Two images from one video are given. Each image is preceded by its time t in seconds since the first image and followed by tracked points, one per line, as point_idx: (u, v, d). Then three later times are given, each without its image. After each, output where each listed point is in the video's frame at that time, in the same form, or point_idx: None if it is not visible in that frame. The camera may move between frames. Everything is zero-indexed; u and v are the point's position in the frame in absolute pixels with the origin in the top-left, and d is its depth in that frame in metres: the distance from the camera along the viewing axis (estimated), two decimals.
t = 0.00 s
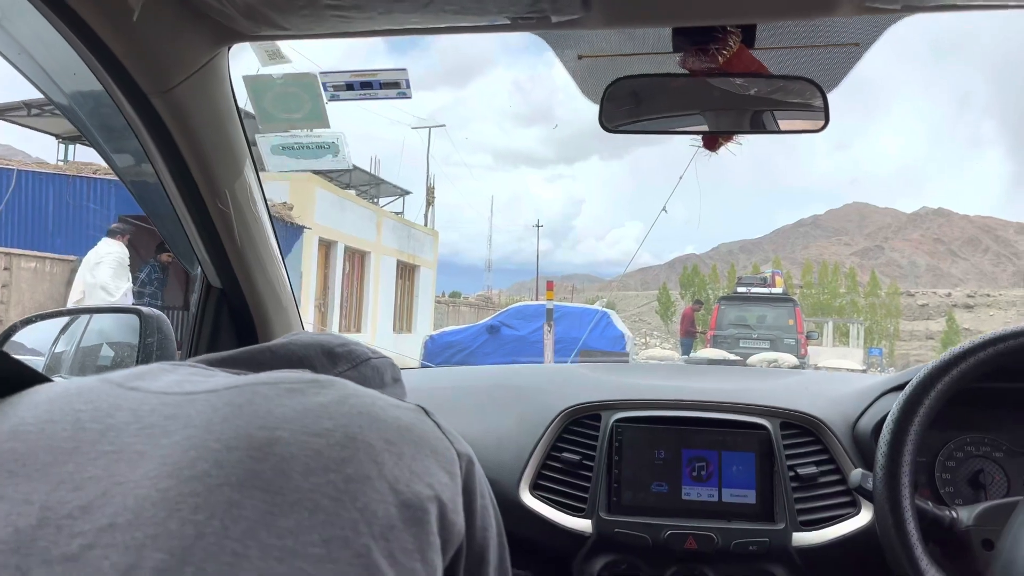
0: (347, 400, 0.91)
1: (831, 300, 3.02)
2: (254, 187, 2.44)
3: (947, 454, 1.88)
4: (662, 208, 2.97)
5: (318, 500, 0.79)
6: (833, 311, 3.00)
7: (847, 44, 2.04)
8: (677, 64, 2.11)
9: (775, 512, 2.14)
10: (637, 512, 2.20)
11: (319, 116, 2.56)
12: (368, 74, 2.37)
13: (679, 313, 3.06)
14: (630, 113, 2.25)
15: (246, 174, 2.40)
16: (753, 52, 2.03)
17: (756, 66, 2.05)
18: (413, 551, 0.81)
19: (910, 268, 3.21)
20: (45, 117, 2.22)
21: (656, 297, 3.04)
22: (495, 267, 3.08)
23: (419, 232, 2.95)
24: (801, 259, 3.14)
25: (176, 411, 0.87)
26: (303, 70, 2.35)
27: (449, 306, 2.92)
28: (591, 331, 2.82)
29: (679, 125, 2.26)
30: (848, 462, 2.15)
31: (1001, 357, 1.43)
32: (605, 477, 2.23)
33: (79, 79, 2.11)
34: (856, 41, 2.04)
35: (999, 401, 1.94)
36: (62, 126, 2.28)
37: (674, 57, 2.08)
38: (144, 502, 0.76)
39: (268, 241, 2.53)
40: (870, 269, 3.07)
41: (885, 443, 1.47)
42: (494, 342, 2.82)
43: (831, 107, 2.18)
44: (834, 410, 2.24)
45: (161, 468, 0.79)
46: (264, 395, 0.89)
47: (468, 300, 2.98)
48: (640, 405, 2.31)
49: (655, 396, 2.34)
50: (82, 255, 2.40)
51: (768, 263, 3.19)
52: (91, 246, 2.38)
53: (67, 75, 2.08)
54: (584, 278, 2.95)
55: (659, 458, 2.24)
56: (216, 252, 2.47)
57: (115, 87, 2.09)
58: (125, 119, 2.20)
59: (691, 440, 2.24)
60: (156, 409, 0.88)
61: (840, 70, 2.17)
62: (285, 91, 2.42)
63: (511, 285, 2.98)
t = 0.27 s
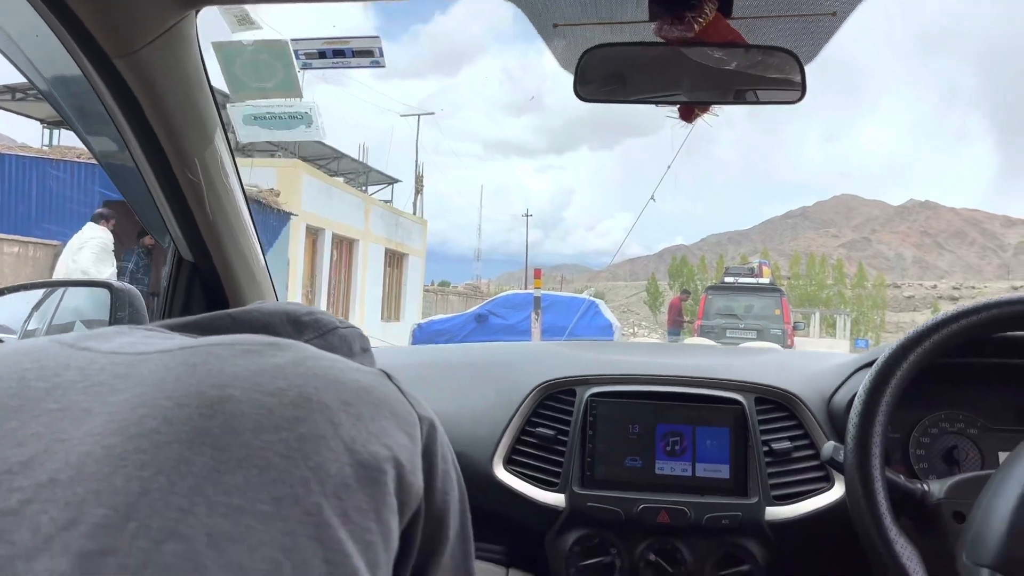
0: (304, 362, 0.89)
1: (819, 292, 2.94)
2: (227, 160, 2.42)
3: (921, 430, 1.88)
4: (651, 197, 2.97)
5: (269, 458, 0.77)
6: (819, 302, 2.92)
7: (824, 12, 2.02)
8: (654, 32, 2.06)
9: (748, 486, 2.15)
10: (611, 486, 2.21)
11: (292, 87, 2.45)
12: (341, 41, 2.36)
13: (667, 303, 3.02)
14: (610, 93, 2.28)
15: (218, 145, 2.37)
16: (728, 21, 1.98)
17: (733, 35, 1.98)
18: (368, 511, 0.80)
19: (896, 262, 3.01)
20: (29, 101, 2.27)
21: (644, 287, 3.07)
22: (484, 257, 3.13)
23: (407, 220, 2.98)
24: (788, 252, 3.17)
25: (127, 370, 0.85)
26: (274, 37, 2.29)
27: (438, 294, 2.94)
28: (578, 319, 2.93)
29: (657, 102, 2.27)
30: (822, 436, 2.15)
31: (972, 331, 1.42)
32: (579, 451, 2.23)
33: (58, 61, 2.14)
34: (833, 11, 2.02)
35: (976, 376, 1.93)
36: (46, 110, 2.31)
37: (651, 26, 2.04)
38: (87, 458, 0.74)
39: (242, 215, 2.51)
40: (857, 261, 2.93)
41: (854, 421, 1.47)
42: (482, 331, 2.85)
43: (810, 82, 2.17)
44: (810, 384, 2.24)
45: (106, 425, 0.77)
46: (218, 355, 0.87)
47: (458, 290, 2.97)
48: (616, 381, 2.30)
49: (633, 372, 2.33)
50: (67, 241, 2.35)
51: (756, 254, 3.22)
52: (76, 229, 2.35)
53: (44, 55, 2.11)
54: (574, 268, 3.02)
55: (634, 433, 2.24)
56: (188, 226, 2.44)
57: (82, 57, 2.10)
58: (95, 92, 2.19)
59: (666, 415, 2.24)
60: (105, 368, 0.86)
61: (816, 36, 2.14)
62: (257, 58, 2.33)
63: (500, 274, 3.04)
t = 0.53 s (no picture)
0: (281, 337, 0.88)
1: (803, 285, 2.99)
2: (209, 139, 2.39)
3: (898, 418, 1.90)
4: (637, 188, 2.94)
5: (245, 432, 0.77)
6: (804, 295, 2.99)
7: None
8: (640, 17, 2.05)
9: (727, 471, 2.17)
10: (590, 469, 2.22)
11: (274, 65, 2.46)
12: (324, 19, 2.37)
13: (652, 296, 3.03)
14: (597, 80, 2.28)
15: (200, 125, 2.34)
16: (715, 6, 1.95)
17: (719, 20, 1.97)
18: (344, 485, 0.80)
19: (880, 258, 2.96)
20: (11, 81, 2.22)
21: (631, 279, 3.06)
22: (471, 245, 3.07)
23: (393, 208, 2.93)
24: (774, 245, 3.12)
25: (101, 342, 0.85)
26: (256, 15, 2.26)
27: (424, 283, 2.90)
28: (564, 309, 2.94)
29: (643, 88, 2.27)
30: (800, 421, 2.16)
31: (947, 319, 1.44)
32: (559, 435, 2.24)
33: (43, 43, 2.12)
34: None
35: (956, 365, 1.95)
36: (28, 91, 2.26)
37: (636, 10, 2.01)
38: (60, 428, 0.73)
39: (224, 196, 2.50)
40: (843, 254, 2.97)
41: (831, 408, 1.48)
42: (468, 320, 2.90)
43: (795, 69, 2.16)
44: (789, 370, 2.26)
45: (80, 396, 0.76)
46: (194, 329, 0.86)
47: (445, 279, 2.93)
48: (598, 364, 2.30)
49: (616, 356, 2.34)
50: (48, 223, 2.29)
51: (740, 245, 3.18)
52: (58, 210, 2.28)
53: (28, 34, 2.08)
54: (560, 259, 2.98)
55: (614, 417, 2.25)
56: (169, 205, 2.45)
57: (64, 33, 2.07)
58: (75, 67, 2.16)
59: (646, 399, 2.25)
60: (80, 339, 0.85)
61: (801, 18, 2.13)
62: (240, 35, 2.33)
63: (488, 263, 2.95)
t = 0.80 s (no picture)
0: (286, 343, 0.89)
1: (791, 286, 3.00)
2: (208, 133, 2.38)
3: (887, 426, 1.94)
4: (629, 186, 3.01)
5: (251, 438, 0.77)
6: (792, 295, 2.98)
7: (811, 11, 2.06)
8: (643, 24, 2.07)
9: (719, 477, 2.19)
10: (584, 473, 2.24)
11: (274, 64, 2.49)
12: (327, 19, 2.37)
13: (640, 293, 3.02)
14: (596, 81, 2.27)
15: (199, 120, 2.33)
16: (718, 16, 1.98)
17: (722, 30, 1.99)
18: (348, 492, 0.81)
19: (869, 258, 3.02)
20: None
21: (619, 275, 3.06)
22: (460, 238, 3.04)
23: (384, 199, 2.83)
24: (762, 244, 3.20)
25: (108, 346, 0.85)
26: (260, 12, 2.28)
27: (413, 276, 2.89)
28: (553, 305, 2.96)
29: (642, 92, 2.29)
30: (792, 429, 2.19)
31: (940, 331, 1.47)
32: (553, 438, 2.26)
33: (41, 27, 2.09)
34: (819, 11, 2.06)
35: (944, 376, 1.98)
36: (15, 73, 2.16)
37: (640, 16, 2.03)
38: (69, 433, 0.74)
39: (221, 190, 2.48)
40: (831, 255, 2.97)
41: (825, 417, 1.50)
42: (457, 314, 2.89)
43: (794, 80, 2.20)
44: (782, 378, 2.28)
45: (88, 401, 0.77)
46: (201, 333, 0.87)
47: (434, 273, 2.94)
48: (593, 368, 2.32)
49: (609, 359, 2.36)
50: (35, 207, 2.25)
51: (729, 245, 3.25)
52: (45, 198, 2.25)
53: (27, 20, 2.06)
54: (551, 253, 2.95)
55: (608, 421, 2.27)
56: (165, 198, 2.43)
57: (63, 22, 2.05)
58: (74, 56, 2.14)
59: (640, 404, 2.27)
60: (87, 343, 0.86)
61: (802, 33, 2.18)
62: (243, 33, 2.34)
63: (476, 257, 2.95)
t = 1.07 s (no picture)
0: (279, 331, 0.87)
1: (783, 289, 3.00)
2: (204, 119, 2.35)
3: (879, 430, 1.94)
4: (624, 185, 3.07)
5: (242, 425, 0.76)
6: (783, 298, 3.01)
7: (815, 11, 2.05)
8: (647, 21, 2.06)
9: (710, 477, 2.19)
10: (575, 469, 2.23)
11: (275, 49, 2.33)
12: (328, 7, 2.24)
13: (633, 291, 3.06)
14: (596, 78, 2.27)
15: (197, 106, 2.30)
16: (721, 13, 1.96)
17: (725, 27, 1.96)
18: (339, 482, 0.79)
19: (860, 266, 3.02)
20: None
21: (612, 275, 3.07)
22: (454, 233, 3.10)
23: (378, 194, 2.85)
24: (756, 246, 3.20)
25: (99, 329, 0.84)
26: None
27: (405, 271, 2.91)
28: (544, 304, 2.97)
29: (642, 90, 2.28)
30: (784, 430, 2.19)
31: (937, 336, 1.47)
32: (545, 434, 2.25)
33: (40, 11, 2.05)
34: (824, 10, 2.06)
35: (936, 380, 1.99)
36: (10, 57, 2.16)
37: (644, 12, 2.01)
38: (57, 415, 0.73)
39: (217, 178, 2.46)
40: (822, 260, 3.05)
41: (818, 417, 1.50)
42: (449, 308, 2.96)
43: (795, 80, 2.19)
44: (776, 379, 2.28)
45: (77, 383, 0.75)
46: (194, 318, 0.85)
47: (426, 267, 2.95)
48: (587, 365, 2.32)
49: (602, 357, 2.36)
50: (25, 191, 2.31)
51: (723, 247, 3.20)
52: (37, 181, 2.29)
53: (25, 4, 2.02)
54: (545, 252, 2.98)
55: (600, 419, 2.26)
56: (160, 184, 2.41)
57: (63, 7, 2.01)
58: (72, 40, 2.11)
59: (633, 402, 2.27)
60: (77, 325, 0.85)
61: (805, 33, 2.18)
62: (242, 18, 2.21)
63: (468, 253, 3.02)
